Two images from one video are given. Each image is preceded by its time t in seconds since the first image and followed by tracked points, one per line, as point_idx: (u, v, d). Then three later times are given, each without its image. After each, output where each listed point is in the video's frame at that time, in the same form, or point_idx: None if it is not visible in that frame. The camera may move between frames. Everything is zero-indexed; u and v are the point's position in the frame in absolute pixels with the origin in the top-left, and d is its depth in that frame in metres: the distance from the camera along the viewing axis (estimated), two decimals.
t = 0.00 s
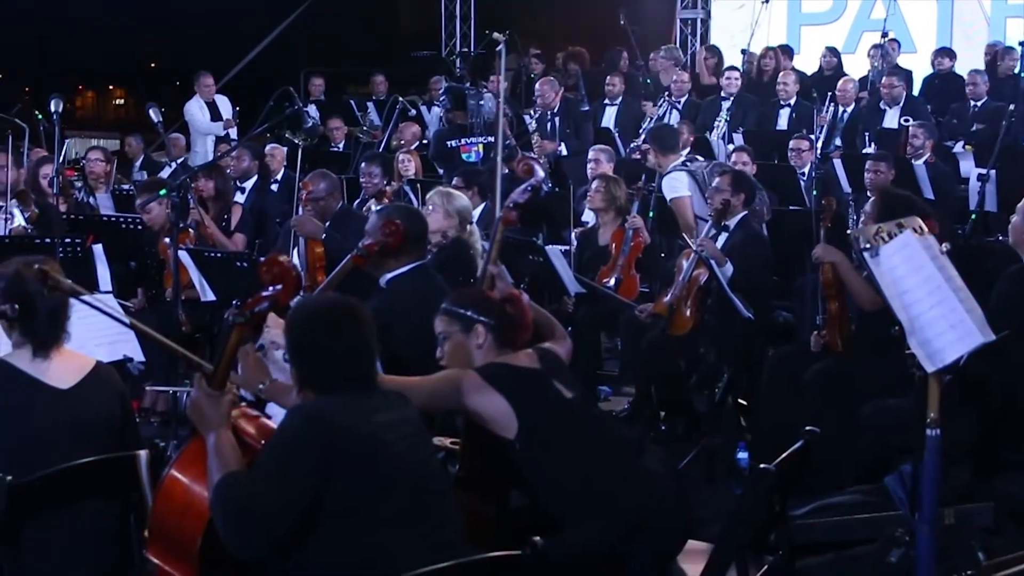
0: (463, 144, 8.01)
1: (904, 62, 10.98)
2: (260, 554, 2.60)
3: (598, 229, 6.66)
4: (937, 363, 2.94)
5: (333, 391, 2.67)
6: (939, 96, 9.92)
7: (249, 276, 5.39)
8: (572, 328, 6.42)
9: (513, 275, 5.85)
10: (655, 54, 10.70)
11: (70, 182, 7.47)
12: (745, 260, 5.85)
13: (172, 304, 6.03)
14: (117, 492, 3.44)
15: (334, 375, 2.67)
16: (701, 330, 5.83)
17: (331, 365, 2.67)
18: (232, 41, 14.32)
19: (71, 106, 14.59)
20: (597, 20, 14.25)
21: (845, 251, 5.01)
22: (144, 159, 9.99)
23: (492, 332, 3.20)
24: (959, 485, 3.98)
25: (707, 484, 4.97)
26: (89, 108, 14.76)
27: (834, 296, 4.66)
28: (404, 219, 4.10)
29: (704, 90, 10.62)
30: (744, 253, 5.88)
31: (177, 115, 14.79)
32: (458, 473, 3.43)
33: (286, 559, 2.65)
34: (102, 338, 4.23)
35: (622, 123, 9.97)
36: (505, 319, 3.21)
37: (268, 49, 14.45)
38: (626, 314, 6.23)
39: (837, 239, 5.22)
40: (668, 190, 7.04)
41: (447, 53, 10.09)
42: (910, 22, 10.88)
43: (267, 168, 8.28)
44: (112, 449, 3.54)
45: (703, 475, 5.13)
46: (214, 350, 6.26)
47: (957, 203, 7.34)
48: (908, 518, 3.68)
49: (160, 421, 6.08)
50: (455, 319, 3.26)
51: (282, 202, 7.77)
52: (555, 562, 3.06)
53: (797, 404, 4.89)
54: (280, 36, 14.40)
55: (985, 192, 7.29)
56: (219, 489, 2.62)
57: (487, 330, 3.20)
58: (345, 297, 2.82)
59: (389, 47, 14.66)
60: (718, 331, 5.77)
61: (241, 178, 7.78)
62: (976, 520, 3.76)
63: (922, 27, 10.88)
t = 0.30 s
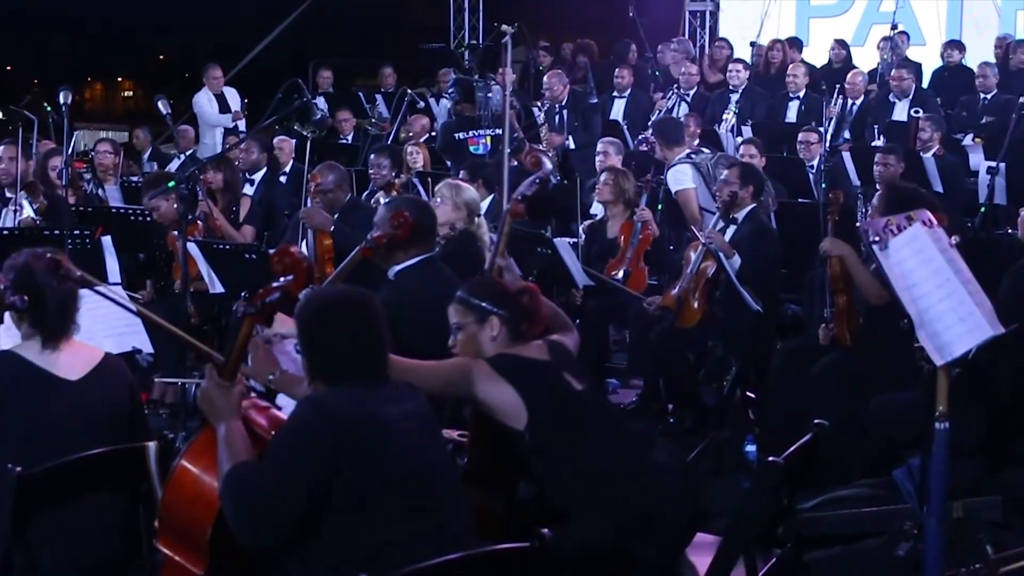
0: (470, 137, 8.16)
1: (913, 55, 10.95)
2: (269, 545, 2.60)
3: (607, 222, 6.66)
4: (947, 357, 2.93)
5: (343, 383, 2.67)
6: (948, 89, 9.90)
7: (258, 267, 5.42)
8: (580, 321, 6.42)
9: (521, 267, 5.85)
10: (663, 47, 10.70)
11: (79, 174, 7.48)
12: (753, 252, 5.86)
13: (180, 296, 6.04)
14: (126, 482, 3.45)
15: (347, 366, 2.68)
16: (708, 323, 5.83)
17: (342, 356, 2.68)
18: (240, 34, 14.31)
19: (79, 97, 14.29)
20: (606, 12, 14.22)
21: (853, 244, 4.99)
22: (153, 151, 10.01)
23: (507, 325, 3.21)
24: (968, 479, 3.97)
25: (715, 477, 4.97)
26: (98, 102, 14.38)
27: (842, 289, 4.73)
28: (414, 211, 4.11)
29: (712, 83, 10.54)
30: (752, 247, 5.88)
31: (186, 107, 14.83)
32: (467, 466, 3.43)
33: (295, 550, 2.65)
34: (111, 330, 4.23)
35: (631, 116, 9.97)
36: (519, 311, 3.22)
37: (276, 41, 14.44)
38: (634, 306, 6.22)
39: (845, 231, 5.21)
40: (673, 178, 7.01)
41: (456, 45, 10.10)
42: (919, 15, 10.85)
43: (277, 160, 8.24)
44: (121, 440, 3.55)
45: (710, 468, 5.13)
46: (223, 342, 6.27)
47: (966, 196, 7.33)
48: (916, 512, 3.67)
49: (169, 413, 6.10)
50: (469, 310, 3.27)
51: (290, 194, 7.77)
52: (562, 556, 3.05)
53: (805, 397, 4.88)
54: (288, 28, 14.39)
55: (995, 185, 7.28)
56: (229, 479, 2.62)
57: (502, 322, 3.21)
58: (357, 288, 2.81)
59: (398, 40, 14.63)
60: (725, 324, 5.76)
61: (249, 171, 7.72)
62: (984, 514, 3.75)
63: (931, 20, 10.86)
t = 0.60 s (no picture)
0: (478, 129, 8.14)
1: (924, 48, 10.93)
2: (275, 537, 2.57)
3: (617, 215, 6.66)
4: (956, 351, 2.93)
5: (355, 376, 2.67)
6: (959, 81, 9.88)
7: (265, 260, 5.41)
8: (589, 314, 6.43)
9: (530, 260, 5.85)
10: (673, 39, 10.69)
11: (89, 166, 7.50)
12: (762, 246, 5.86)
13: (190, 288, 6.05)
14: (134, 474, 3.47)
15: (359, 359, 2.67)
16: (717, 317, 5.83)
17: (353, 349, 2.67)
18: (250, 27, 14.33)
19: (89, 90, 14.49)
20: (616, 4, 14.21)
21: (863, 237, 4.99)
22: (163, 144, 10.04)
23: (529, 313, 3.19)
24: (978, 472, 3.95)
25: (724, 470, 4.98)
26: (108, 94, 14.61)
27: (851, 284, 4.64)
28: (423, 203, 4.10)
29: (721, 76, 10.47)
30: (761, 240, 5.88)
31: (196, 99, 14.89)
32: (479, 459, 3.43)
33: (305, 544, 2.63)
34: (121, 322, 4.25)
35: (640, 108, 10.06)
36: (546, 300, 3.21)
37: (285, 34, 14.45)
38: (643, 299, 6.23)
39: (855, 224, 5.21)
40: (681, 172, 7.00)
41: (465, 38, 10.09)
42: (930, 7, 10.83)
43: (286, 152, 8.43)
44: (131, 432, 3.57)
45: (719, 461, 5.13)
46: (233, 333, 6.29)
47: (976, 189, 7.33)
48: (926, 505, 3.66)
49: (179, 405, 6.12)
50: (496, 293, 3.25)
51: (300, 187, 7.78)
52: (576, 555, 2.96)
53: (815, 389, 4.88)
54: (298, 21, 14.40)
55: (1006, 178, 7.28)
56: (237, 470, 2.59)
57: (525, 310, 3.20)
58: (369, 280, 2.80)
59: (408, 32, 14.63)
60: (735, 316, 5.76)
61: (260, 163, 7.83)
62: (995, 507, 3.74)
63: (942, 13, 10.82)
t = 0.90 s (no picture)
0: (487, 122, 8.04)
1: (935, 40, 10.89)
2: (286, 531, 2.57)
3: (626, 208, 6.68)
4: (968, 345, 2.90)
5: (370, 369, 2.64)
6: (970, 74, 9.85)
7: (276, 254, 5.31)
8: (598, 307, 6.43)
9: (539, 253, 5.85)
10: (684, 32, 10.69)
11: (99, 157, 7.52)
12: (773, 238, 5.85)
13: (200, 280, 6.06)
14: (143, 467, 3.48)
15: (377, 350, 2.65)
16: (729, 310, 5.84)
17: (371, 340, 2.64)
18: (260, 20, 14.36)
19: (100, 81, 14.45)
20: None
21: (874, 230, 4.98)
22: (173, 137, 10.06)
23: (559, 302, 3.25)
24: (990, 466, 3.94)
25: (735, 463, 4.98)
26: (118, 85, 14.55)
27: (861, 276, 4.64)
28: (433, 196, 4.11)
29: (731, 69, 10.49)
30: (772, 232, 5.87)
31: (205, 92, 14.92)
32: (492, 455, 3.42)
33: (317, 534, 2.62)
34: (132, 314, 4.27)
35: (651, 104, 10.06)
36: (580, 291, 3.27)
37: (295, 28, 14.47)
38: (655, 292, 6.16)
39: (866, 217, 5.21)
40: (683, 170, 6.95)
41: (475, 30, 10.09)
42: None
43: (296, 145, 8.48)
44: (140, 424, 3.58)
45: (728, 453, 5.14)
46: (243, 326, 6.31)
47: (988, 182, 7.33)
48: (937, 499, 3.64)
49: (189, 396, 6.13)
50: (529, 279, 3.30)
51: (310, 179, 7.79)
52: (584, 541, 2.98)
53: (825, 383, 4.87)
54: (307, 14, 14.42)
55: (1018, 171, 7.27)
56: (249, 461, 2.58)
57: (555, 299, 3.25)
58: (390, 271, 2.78)
59: (418, 25, 14.65)
60: (745, 310, 5.76)
61: (270, 156, 7.86)
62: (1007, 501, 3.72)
63: (955, 5, 10.79)
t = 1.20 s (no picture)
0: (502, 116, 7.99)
1: (955, 35, 10.85)
2: (308, 523, 2.56)
3: (644, 202, 6.67)
4: (986, 340, 2.86)
5: (397, 365, 2.59)
6: (989, 69, 9.82)
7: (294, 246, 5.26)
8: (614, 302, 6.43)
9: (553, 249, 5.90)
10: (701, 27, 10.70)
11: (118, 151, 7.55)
12: (791, 233, 5.85)
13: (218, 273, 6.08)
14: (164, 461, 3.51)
15: (411, 344, 2.60)
16: (746, 305, 5.86)
17: (404, 332, 2.60)
18: (277, 14, 14.41)
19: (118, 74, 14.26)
20: None
21: (892, 223, 4.97)
22: (191, 130, 10.11)
23: (589, 293, 3.38)
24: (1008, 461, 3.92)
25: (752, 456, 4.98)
26: (136, 77, 14.34)
27: (880, 270, 4.61)
28: (450, 190, 4.10)
29: (748, 62, 10.54)
30: (790, 227, 5.87)
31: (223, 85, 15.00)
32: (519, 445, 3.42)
33: (340, 522, 2.61)
34: (150, 306, 4.33)
35: (669, 95, 10.31)
36: (611, 284, 3.40)
37: (312, 22, 14.51)
38: (672, 288, 6.01)
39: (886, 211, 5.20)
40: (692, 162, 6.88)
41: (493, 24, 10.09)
42: None
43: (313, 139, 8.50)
44: (159, 417, 3.59)
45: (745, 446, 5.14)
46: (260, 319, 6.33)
47: (1008, 177, 7.31)
48: (954, 494, 3.62)
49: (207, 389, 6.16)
50: (562, 269, 3.44)
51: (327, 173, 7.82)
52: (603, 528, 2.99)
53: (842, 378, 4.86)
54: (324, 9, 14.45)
55: None
56: (275, 453, 2.56)
57: (585, 290, 3.39)
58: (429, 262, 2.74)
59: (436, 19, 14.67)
60: (761, 305, 5.84)
61: (287, 149, 7.81)
62: None
63: None
